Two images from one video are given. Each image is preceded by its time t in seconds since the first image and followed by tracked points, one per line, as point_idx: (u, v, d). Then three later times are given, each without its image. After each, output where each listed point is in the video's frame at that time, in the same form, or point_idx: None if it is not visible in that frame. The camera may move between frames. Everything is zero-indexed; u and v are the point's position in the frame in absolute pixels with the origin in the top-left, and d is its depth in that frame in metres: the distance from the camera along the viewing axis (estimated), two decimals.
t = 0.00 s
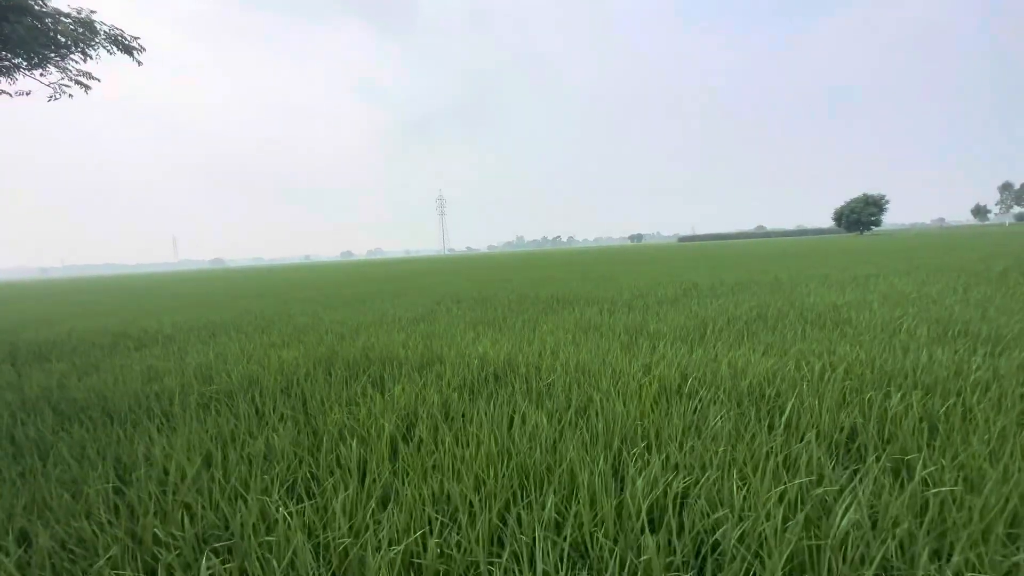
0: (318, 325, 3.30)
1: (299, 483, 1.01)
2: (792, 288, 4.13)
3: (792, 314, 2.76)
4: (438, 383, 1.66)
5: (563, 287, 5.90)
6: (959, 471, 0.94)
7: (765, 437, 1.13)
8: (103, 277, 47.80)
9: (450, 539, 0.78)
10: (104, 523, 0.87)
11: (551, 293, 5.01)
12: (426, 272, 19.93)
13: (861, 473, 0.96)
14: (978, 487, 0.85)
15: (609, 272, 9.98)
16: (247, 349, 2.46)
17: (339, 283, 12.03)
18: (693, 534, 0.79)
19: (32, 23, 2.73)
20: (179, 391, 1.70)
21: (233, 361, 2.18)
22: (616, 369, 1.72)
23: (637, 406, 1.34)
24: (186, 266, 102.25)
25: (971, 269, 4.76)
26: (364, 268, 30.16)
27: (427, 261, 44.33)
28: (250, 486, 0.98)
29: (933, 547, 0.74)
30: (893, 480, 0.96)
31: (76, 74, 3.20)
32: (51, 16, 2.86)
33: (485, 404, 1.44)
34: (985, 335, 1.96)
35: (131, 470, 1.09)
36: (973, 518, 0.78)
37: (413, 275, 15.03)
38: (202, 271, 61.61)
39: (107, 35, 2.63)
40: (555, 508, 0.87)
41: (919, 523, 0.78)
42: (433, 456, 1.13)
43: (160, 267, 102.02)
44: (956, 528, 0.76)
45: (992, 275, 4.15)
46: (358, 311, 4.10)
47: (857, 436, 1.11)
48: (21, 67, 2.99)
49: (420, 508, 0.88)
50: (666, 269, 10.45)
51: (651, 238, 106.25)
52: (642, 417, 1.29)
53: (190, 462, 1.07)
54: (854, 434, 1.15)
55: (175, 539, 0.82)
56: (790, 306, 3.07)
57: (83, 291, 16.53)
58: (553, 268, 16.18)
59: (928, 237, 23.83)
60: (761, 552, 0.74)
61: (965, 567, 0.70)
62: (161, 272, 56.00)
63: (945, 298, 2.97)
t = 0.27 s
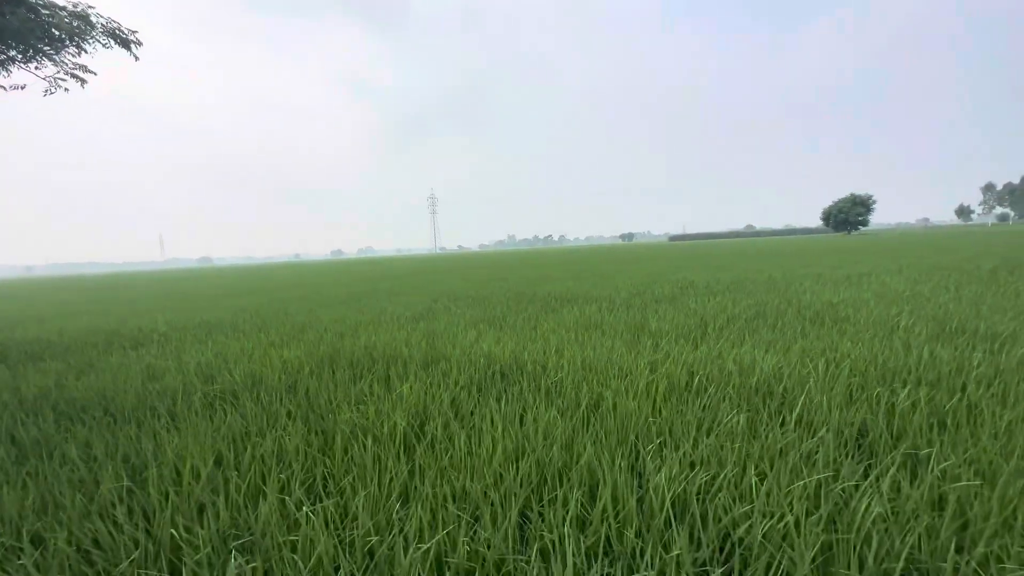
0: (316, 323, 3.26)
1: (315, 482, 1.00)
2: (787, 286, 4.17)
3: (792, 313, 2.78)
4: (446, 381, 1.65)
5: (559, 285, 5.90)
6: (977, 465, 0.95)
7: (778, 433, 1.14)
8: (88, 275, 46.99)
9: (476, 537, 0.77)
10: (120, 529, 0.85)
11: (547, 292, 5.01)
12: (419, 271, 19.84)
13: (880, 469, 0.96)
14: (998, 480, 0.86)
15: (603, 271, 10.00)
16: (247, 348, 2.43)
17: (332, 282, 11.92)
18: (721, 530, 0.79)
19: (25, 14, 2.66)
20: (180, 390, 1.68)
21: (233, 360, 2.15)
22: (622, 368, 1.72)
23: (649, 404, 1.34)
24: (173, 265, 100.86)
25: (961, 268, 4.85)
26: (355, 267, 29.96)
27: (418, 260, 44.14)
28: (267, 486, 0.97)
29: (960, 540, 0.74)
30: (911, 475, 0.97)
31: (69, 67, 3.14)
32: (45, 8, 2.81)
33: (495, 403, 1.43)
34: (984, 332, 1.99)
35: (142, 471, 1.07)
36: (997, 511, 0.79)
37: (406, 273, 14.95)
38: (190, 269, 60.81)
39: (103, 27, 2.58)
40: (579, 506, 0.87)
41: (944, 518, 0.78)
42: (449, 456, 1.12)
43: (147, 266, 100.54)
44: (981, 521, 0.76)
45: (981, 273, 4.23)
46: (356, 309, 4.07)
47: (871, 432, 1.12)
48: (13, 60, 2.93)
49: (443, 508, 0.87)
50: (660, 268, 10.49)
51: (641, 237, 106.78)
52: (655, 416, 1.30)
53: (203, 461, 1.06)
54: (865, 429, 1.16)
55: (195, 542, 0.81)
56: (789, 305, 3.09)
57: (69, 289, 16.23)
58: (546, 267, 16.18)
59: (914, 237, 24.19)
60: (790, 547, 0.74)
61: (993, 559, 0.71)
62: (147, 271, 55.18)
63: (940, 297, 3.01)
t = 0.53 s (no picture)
0: (311, 323, 3.22)
1: (328, 485, 0.99)
2: (778, 285, 4.24)
3: (786, 312, 2.82)
4: (451, 382, 1.65)
5: (552, 284, 5.92)
6: (984, 460, 0.97)
7: (786, 431, 1.15)
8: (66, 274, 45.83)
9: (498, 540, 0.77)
10: (132, 538, 0.84)
11: (541, 291, 5.02)
12: (408, 270, 19.72)
13: (890, 465, 0.98)
14: (1006, 475, 0.88)
15: (595, 270, 10.04)
16: (243, 349, 2.39)
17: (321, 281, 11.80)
18: (741, 527, 0.80)
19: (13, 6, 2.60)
20: (178, 392, 1.65)
21: (229, 361, 2.12)
22: (625, 368, 1.73)
23: (657, 403, 1.35)
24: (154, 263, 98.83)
25: (944, 267, 4.96)
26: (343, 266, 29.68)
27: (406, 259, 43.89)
28: (281, 490, 0.95)
29: (975, 534, 0.76)
30: (920, 471, 0.99)
31: (59, 61, 3.07)
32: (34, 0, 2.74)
33: (503, 403, 1.43)
34: (976, 330, 2.03)
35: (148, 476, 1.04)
36: (1007, 505, 0.81)
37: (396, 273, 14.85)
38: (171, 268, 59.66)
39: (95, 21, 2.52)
40: (598, 506, 0.87)
41: (958, 512, 0.80)
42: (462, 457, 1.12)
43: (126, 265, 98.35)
44: (994, 515, 0.78)
45: (965, 273, 4.32)
46: (350, 309, 4.03)
47: (877, 429, 1.14)
48: None
49: (463, 510, 0.87)
50: (650, 267, 10.57)
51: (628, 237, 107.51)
52: (664, 415, 1.31)
53: (212, 465, 1.04)
54: (870, 425, 1.18)
55: (212, 548, 0.79)
56: (783, 304, 3.13)
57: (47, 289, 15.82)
58: (536, 266, 16.20)
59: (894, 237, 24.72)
60: (811, 543, 0.75)
61: (1009, 552, 0.73)
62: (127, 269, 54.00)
63: (929, 296, 3.07)
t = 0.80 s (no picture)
0: (298, 323, 3.17)
1: (326, 488, 0.98)
2: (763, 283, 4.30)
3: (772, 309, 2.87)
4: (446, 381, 1.63)
5: (539, 283, 5.93)
6: (975, 452, 0.99)
7: (779, 426, 1.17)
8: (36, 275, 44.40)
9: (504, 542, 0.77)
10: (124, 546, 0.81)
11: (529, 290, 5.01)
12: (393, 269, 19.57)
13: (886, 458, 1.00)
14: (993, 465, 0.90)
15: (581, 269, 10.10)
16: (229, 350, 2.34)
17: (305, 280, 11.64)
18: (746, 521, 0.80)
19: None
20: (163, 394, 1.60)
21: (215, 362, 2.07)
22: (618, 365, 1.74)
23: (654, 401, 1.36)
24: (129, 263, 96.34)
25: (921, 265, 5.10)
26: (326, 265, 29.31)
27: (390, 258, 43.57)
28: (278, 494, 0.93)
29: (973, 523, 0.77)
30: (911, 462, 1.02)
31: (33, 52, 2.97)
32: None
33: (500, 402, 1.42)
34: (957, 326, 2.09)
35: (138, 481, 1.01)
36: (996, 494, 0.83)
37: (381, 272, 14.73)
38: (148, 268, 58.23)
39: (72, 11, 2.44)
40: (603, 504, 0.87)
41: (955, 503, 0.81)
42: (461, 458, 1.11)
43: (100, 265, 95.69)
44: (989, 506, 0.80)
45: (942, 270, 4.45)
46: (337, 308, 3.98)
47: (868, 423, 1.17)
48: None
49: (467, 511, 0.86)
50: (636, 266, 10.66)
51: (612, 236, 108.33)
52: (661, 412, 1.31)
53: (205, 468, 1.01)
54: (863, 420, 1.20)
55: (209, 555, 0.77)
56: (768, 301, 3.19)
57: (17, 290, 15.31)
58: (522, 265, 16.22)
59: (870, 236, 25.39)
60: (815, 536, 0.76)
61: (1002, 540, 0.75)
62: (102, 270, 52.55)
63: (908, 293, 3.15)
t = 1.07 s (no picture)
0: (275, 325, 3.08)
1: (312, 497, 0.94)
2: (741, 280, 4.37)
3: (752, 305, 2.91)
4: (432, 382, 1.59)
5: (521, 282, 5.91)
6: (960, 441, 1.01)
7: (769, 420, 1.18)
8: None
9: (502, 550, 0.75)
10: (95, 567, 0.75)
11: (511, 288, 4.98)
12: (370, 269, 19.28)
13: (876, 450, 1.01)
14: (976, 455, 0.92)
15: (561, 268, 10.11)
16: (203, 353, 2.25)
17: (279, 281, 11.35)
18: (746, 519, 0.80)
19: None
20: (133, 401, 1.52)
21: (188, 366, 1.98)
22: (606, 362, 1.73)
23: (644, 397, 1.35)
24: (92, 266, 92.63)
25: (889, 261, 5.27)
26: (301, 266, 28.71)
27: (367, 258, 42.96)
28: (262, 504, 0.88)
29: (968, 515, 0.78)
30: (898, 453, 1.03)
31: None
32: None
33: (489, 402, 1.39)
34: (931, 318, 2.15)
35: (108, 495, 0.95)
36: (980, 483, 0.85)
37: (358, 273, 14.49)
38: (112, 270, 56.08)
39: None
40: (602, 505, 0.85)
41: (948, 495, 0.82)
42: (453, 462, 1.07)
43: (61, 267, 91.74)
44: (982, 496, 0.81)
45: (909, 265, 4.61)
46: (316, 310, 3.88)
47: (854, 415, 1.18)
48: None
49: (463, 518, 0.83)
50: (615, 264, 10.74)
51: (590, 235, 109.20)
52: (652, 409, 1.31)
53: (182, 479, 0.96)
54: (851, 412, 1.21)
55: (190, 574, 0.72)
56: (747, 297, 3.23)
57: None
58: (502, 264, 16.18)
59: (838, 234, 26.22)
60: (816, 533, 0.76)
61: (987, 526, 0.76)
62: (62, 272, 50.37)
63: (880, 287, 3.24)
